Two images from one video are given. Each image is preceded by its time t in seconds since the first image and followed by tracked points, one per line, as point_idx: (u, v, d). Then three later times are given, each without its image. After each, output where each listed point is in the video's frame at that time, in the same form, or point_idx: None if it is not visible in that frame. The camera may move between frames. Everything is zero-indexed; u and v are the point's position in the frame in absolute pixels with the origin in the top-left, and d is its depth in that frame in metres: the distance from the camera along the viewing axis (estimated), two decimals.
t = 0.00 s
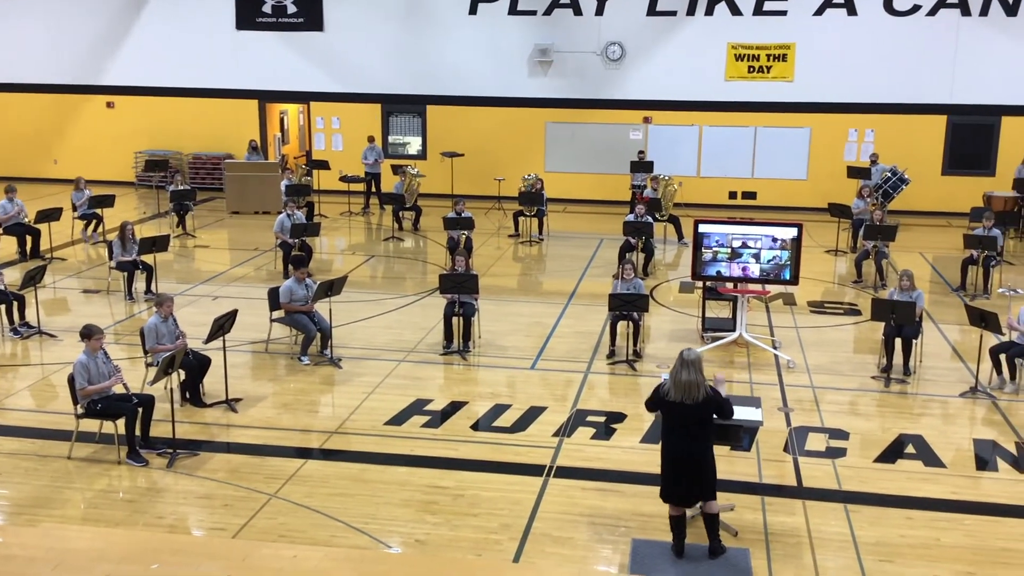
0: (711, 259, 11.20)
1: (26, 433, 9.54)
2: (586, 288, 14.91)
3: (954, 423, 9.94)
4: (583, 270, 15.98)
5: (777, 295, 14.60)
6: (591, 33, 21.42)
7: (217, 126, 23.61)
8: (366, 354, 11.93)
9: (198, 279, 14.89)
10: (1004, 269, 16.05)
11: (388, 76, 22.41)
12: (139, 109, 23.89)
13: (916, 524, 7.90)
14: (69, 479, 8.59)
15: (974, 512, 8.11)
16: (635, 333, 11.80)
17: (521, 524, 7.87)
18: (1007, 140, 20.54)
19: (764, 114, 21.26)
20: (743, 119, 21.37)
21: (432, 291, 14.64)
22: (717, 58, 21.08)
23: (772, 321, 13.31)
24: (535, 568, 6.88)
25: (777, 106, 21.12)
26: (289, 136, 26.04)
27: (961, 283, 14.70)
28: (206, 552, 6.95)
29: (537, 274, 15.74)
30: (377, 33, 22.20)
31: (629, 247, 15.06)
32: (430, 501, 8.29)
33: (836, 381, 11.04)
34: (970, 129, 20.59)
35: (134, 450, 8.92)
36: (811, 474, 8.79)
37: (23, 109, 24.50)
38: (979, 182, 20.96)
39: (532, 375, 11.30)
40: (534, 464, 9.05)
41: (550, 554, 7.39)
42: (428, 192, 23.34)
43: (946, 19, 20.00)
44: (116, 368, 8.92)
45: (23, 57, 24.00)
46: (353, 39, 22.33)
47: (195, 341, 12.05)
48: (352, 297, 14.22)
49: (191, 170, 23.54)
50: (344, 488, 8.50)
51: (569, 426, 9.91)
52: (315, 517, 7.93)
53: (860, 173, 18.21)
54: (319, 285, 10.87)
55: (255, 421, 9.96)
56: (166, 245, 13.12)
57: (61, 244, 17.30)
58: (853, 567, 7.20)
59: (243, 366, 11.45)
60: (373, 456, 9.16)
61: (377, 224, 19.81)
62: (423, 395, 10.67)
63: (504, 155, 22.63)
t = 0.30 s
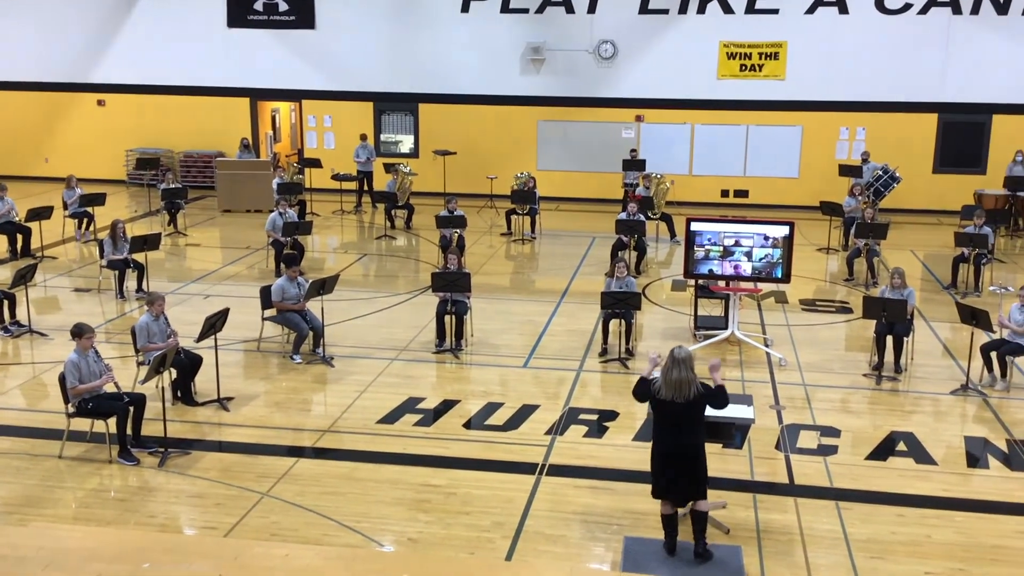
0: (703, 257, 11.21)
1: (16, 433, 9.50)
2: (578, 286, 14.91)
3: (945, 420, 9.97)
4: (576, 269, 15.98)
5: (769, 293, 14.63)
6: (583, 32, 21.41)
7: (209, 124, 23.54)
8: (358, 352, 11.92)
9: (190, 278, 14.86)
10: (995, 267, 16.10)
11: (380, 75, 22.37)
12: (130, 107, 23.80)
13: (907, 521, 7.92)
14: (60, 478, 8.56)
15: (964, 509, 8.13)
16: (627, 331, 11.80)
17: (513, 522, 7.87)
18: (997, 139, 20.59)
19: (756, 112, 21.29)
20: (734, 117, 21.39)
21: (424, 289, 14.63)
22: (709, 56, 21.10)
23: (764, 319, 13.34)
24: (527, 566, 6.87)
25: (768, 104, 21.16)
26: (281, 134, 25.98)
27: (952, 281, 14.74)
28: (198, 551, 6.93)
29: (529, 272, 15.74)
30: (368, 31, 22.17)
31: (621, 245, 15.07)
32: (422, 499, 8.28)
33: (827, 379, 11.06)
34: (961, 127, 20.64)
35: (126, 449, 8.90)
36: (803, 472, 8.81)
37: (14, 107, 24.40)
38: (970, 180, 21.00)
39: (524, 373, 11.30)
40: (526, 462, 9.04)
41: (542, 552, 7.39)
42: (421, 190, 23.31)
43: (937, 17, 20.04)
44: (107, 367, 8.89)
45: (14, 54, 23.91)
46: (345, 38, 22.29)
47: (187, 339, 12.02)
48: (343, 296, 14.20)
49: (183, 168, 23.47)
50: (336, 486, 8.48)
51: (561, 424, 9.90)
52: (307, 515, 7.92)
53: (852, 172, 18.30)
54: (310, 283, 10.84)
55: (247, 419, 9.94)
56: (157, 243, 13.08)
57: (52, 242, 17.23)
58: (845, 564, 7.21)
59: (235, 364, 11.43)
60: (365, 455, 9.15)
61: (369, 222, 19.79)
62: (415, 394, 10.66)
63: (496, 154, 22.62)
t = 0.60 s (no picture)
0: (697, 257, 11.22)
1: (8, 434, 9.47)
2: (572, 287, 14.90)
3: (938, 420, 10.00)
4: (569, 270, 15.97)
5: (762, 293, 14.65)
6: (576, 32, 21.42)
7: (203, 125, 23.50)
8: (351, 353, 11.90)
9: (182, 279, 14.83)
10: (988, 267, 16.14)
11: (374, 75, 22.36)
12: (122, 108, 23.74)
13: (900, 521, 7.93)
14: (52, 479, 8.53)
15: (957, 509, 8.15)
16: (621, 331, 11.80)
17: (506, 523, 7.86)
18: (990, 139, 20.64)
19: (748, 113, 21.32)
20: (727, 118, 21.42)
21: (417, 290, 14.62)
22: (701, 57, 21.12)
23: (757, 319, 13.36)
24: (520, 567, 6.88)
25: (761, 104, 21.18)
26: (274, 135, 25.93)
27: (944, 281, 14.77)
28: (191, 553, 6.91)
29: (523, 273, 15.73)
30: (361, 32, 22.14)
31: (614, 246, 15.08)
32: (416, 500, 8.27)
33: (820, 379, 11.08)
34: (954, 128, 20.68)
35: (119, 451, 8.88)
36: (796, 472, 8.82)
37: (6, 108, 24.33)
38: (962, 180, 21.06)
39: (518, 374, 11.30)
40: (520, 463, 9.04)
41: (536, 552, 7.38)
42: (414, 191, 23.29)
43: (929, 18, 20.10)
44: (100, 368, 8.86)
45: (6, 55, 23.86)
46: (338, 39, 22.27)
47: (180, 340, 12.00)
48: (336, 297, 14.17)
49: (175, 169, 23.42)
50: (329, 488, 8.47)
51: (555, 425, 9.90)
52: (300, 517, 7.90)
53: (844, 173, 18.33)
54: (304, 284, 10.82)
55: (239, 421, 9.92)
56: (150, 244, 13.05)
57: (43, 243, 17.18)
58: (838, 565, 7.22)
59: (227, 366, 11.40)
60: (358, 456, 9.14)
61: (362, 223, 19.76)
62: (409, 395, 10.65)
63: (490, 154, 22.61)
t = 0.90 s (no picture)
0: (689, 260, 11.23)
1: None
2: (564, 290, 14.91)
3: (929, 422, 10.03)
4: (561, 272, 15.98)
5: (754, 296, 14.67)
6: (567, 35, 21.45)
7: (195, 128, 23.44)
8: (343, 356, 11.88)
9: (174, 283, 14.79)
10: (978, 269, 16.19)
11: (366, 78, 22.33)
12: (112, 112, 23.70)
13: (891, 523, 7.95)
14: (43, 484, 8.50)
15: (948, 510, 8.17)
16: (613, 334, 11.81)
17: (499, 527, 7.85)
18: (979, 142, 20.74)
19: (740, 116, 21.35)
20: (718, 121, 21.46)
21: (410, 293, 14.62)
22: (692, 60, 21.16)
23: (749, 322, 13.38)
24: (512, 570, 6.87)
25: (752, 107, 21.22)
26: (265, 138, 25.89)
27: (935, 284, 14.81)
28: (182, 557, 6.90)
29: (515, 276, 15.74)
30: (352, 36, 22.12)
31: (606, 249, 15.07)
32: (408, 504, 8.26)
33: (812, 381, 11.10)
34: (944, 131, 20.76)
35: (110, 455, 8.84)
36: (788, 474, 8.83)
37: None
38: (953, 183, 21.15)
39: (510, 377, 11.30)
40: (512, 466, 9.04)
41: (528, 556, 7.38)
42: (406, 194, 23.28)
43: (919, 21, 20.17)
44: (91, 372, 8.83)
45: None
46: (330, 42, 22.25)
47: (171, 344, 11.96)
48: (327, 300, 14.16)
49: (167, 173, 23.38)
50: (322, 492, 8.45)
51: (547, 428, 9.90)
52: (292, 521, 7.88)
53: (834, 175, 18.36)
54: (295, 287, 10.79)
55: (231, 425, 9.89)
56: (141, 248, 13.01)
57: (34, 247, 17.13)
58: (829, 567, 7.23)
59: (219, 370, 11.38)
60: (350, 459, 9.12)
61: (354, 226, 19.74)
62: (401, 398, 10.63)
63: (482, 158, 22.63)
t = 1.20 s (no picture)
0: (677, 262, 11.24)
1: None
2: (553, 292, 14.91)
3: (917, 423, 10.07)
4: (550, 274, 15.99)
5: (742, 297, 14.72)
6: (556, 37, 21.41)
7: (183, 129, 23.52)
8: (332, 359, 11.87)
9: (161, 285, 14.75)
10: (965, 270, 16.28)
11: (351, 81, 22.10)
12: (99, 114, 23.77)
13: (880, 523, 7.97)
14: (30, 489, 8.45)
15: (936, 511, 8.20)
16: (602, 336, 11.82)
17: (488, 529, 7.84)
18: (964, 143, 20.99)
19: (727, 118, 21.43)
20: (706, 123, 21.60)
21: (398, 295, 14.62)
22: (680, 62, 21.12)
23: (737, 323, 13.41)
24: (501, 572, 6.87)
25: (740, 110, 21.17)
26: (253, 140, 25.86)
27: (922, 285, 14.87)
28: (170, 561, 6.87)
29: (504, 278, 15.77)
30: (338, 38, 21.91)
31: (595, 250, 15.07)
32: (397, 507, 8.24)
33: (800, 382, 11.14)
34: (930, 132, 21.05)
35: (97, 459, 8.80)
36: (776, 475, 8.85)
37: None
38: (938, 185, 21.31)
39: (499, 379, 11.31)
40: (501, 468, 9.03)
41: (517, 558, 7.37)
42: (395, 196, 23.34)
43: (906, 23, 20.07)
44: (78, 375, 8.78)
45: None
46: (316, 42, 22.00)
47: (158, 348, 11.91)
48: (316, 302, 14.13)
49: (153, 175, 23.34)
50: (310, 495, 8.43)
51: (536, 429, 9.91)
52: (281, 524, 7.86)
53: (821, 177, 18.42)
54: (284, 290, 10.76)
55: (219, 428, 9.86)
56: (128, 251, 12.95)
57: (20, 250, 17.04)
58: (818, 567, 7.25)
59: (207, 373, 11.34)
60: (339, 462, 9.10)
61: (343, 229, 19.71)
62: (391, 401, 10.61)
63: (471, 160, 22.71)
